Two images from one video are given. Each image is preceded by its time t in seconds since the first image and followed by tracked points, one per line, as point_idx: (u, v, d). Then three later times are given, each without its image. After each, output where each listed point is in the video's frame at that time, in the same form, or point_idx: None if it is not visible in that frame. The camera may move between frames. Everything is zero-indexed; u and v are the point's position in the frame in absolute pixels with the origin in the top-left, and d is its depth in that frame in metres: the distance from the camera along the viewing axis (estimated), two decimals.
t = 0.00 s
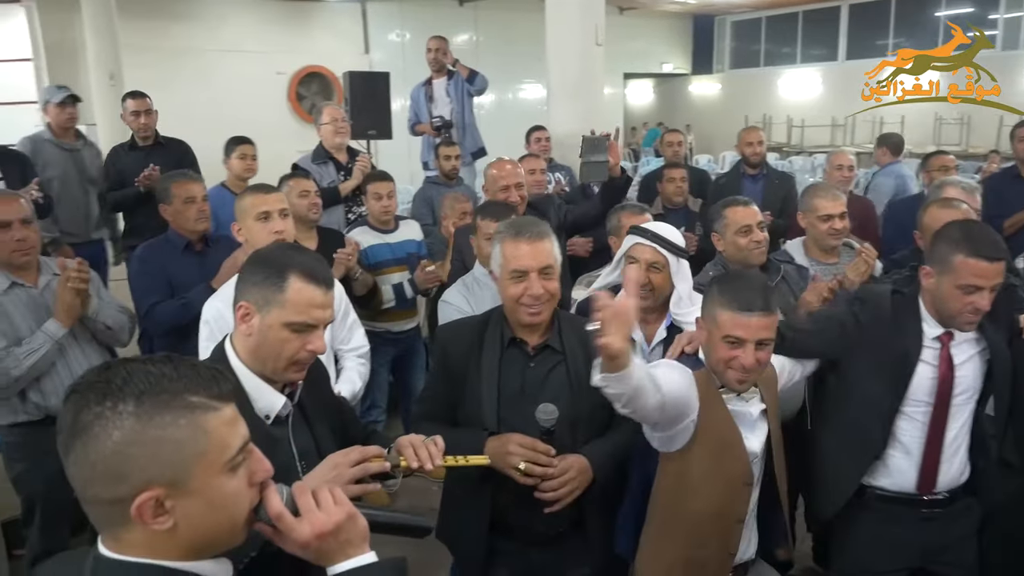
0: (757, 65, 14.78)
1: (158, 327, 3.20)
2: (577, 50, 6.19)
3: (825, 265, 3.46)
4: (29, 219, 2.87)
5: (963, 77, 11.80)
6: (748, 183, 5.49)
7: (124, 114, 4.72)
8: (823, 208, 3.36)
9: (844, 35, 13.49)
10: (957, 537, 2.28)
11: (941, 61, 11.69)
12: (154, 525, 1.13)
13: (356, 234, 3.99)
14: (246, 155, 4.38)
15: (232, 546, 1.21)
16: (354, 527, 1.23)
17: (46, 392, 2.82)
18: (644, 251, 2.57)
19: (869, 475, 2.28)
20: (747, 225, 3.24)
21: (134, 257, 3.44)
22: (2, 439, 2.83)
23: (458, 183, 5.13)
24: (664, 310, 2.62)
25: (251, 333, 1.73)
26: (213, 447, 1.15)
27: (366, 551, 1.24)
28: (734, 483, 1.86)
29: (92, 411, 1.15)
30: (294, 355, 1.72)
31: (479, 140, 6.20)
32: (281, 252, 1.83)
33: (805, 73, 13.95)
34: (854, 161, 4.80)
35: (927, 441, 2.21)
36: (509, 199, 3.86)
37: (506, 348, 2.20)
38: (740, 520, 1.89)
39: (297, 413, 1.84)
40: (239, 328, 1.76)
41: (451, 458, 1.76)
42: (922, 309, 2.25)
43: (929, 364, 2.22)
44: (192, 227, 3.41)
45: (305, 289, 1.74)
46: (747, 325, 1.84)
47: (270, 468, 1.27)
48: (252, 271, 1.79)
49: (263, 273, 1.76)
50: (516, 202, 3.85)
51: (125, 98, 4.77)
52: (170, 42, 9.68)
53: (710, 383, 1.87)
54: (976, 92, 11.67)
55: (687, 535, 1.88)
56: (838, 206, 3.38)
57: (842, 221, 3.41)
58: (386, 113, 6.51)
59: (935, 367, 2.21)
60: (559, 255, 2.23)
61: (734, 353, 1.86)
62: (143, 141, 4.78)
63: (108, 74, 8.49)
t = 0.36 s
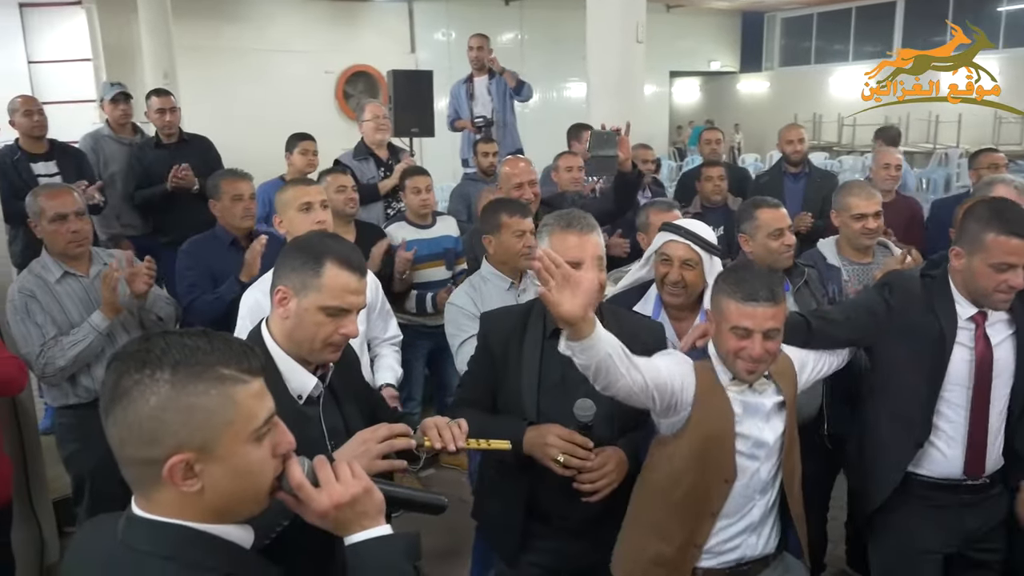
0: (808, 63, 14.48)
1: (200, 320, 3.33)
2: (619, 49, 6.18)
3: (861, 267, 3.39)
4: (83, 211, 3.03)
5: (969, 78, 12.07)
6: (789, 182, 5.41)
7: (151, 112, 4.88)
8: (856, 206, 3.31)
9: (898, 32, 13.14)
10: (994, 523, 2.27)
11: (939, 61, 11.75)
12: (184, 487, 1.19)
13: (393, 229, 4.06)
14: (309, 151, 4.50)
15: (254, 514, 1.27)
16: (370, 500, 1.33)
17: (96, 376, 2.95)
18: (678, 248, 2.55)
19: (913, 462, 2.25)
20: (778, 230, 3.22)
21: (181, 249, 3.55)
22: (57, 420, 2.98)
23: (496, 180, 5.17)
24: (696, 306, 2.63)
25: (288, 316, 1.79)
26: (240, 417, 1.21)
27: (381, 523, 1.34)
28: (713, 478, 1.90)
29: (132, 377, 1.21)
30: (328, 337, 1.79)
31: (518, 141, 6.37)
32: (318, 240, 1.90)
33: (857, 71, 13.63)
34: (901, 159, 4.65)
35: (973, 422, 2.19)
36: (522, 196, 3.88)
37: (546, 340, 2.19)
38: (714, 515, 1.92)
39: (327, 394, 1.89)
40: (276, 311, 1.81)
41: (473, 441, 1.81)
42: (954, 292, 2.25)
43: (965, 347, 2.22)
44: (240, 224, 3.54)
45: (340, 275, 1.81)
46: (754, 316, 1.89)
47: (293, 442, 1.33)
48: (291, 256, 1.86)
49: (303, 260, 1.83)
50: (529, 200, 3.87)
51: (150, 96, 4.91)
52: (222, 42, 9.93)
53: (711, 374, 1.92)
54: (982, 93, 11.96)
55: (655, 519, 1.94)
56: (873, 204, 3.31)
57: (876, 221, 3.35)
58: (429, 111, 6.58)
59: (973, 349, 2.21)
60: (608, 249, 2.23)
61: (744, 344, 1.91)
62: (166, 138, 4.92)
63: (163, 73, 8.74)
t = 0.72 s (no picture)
0: (825, 64, 14.41)
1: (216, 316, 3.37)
2: (631, 50, 6.20)
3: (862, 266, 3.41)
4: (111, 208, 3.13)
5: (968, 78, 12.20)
6: (801, 183, 5.40)
7: (172, 112, 5.04)
8: (853, 209, 3.32)
9: (917, 32, 13.04)
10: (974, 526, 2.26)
11: (939, 61, 11.86)
12: (191, 471, 1.23)
13: (404, 228, 4.10)
14: (317, 150, 4.55)
15: (258, 501, 1.31)
16: (366, 489, 1.37)
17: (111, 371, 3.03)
18: (684, 248, 2.56)
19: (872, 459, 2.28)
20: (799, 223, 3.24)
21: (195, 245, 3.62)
22: (73, 414, 3.05)
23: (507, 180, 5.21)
24: (701, 306, 2.65)
25: (299, 312, 1.83)
26: (247, 407, 1.25)
27: (377, 511, 1.38)
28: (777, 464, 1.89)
29: (147, 363, 1.26)
30: (337, 334, 1.82)
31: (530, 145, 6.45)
32: (327, 239, 1.92)
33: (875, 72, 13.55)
34: (912, 160, 4.62)
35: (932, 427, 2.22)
36: (530, 196, 3.90)
37: (530, 334, 2.26)
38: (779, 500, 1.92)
39: (335, 388, 1.93)
40: (288, 307, 1.85)
41: (475, 436, 1.86)
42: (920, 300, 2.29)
43: (928, 352, 2.25)
44: (247, 221, 3.58)
45: (349, 273, 1.84)
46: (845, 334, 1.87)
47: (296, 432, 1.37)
48: (301, 253, 1.90)
49: (314, 258, 1.86)
50: (537, 200, 3.89)
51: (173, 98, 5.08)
52: (240, 44, 10.04)
53: (771, 368, 1.90)
54: (981, 92, 12.08)
55: (723, 507, 1.91)
56: (869, 207, 3.33)
57: (874, 222, 3.36)
58: (444, 112, 6.63)
59: (935, 354, 2.24)
60: (582, 248, 2.29)
61: (829, 358, 1.90)
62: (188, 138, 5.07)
63: (182, 74, 8.85)
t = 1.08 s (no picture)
0: (830, 64, 14.37)
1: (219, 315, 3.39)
2: (635, 50, 6.21)
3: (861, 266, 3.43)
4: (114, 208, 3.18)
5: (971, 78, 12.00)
6: (807, 184, 5.41)
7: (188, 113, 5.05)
8: (851, 210, 3.34)
9: (923, 32, 13.00)
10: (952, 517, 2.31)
11: (940, 62, 11.56)
12: (190, 459, 1.26)
13: (406, 229, 4.13)
14: (285, 152, 4.54)
15: (256, 490, 1.34)
16: (364, 481, 1.39)
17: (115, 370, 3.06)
18: (673, 246, 2.60)
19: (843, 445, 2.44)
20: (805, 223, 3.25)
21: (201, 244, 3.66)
22: (78, 412, 3.09)
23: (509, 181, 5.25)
24: (692, 303, 2.67)
25: (298, 310, 1.85)
26: (246, 397, 1.28)
27: (374, 502, 1.40)
28: (818, 438, 1.97)
29: (149, 354, 1.29)
30: (334, 332, 1.84)
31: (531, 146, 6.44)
32: (326, 238, 1.94)
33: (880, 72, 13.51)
34: (912, 160, 4.64)
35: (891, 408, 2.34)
36: (537, 198, 3.88)
37: (498, 336, 2.28)
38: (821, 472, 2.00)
39: (332, 385, 1.96)
40: (287, 305, 1.88)
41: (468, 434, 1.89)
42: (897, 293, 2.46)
43: (898, 344, 2.41)
44: (255, 222, 3.62)
45: (348, 272, 1.86)
46: (862, 316, 1.95)
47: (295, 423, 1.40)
48: (301, 252, 1.92)
49: (313, 258, 1.88)
50: (543, 202, 3.86)
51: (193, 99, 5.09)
52: (245, 45, 10.09)
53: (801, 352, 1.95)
54: (982, 93, 11.97)
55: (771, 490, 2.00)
56: (868, 208, 3.35)
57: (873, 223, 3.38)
58: (448, 113, 6.66)
59: (903, 346, 2.40)
60: (540, 250, 2.28)
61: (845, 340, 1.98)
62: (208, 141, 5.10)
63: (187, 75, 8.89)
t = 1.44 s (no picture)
0: (834, 64, 14.37)
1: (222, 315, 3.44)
2: (633, 51, 6.23)
3: (863, 266, 3.47)
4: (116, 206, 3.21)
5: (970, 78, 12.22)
6: (812, 184, 5.38)
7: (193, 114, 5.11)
8: (859, 208, 3.35)
9: (927, 31, 12.98)
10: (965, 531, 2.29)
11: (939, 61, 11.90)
12: (191, 451, 1.29)
13: (407, 227, 4.15)
14: (270, 152, 4.54)
15: (255, 481, 1.36)
16: (360, 473, 1.41)
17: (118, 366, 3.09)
18: (655, 245, 2.63)
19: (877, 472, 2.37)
20: (774, 224, 3.27)
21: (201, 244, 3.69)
22: (81, 408, 3.13)
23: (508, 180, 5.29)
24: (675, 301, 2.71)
25: (291, 308, 1.89)
26: (241, 388, 1.31)
27: (370, 494, 1.43)
28: (764, 446, 1.89)
29: (146, 350, 1.32)
30: (327, 329, 1.88)
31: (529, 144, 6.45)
32: (318, 237, 1.98)
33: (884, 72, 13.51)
34: (909, 160, 4.66)
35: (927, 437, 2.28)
36: (535, 195, 3.92)
37: (506, 331, 2.31)
38: (774, 481, 1.91)
39: (327, 381, 1.98)
40: (280, 303, 1.92)
41: (461, 426, 1.92)
42: (917, 308, 2.36)
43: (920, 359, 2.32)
44: (253, 221, 3.64)
45: (339, 270, 1.90)
46: (792, 301, 1.93)
47: (292, 415, 1.43)
48: (294, 251, 1.96)
49: (306, 255, 1.92)
50: (542, 199, 3.90)
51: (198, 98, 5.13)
52: (248, 45, 10.13)
53: (742, 355, 1.87)
54: (982, 92, 12.12)
55: (717, 497, 1.95)
56: (876, 206, 3.35)
57: (881, 222, 3.38)
58: (450, 113, 6.69)
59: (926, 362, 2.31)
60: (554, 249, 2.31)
61: (782, 328, 1.94)
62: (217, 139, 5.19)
63: (191, 75, 8.93)
